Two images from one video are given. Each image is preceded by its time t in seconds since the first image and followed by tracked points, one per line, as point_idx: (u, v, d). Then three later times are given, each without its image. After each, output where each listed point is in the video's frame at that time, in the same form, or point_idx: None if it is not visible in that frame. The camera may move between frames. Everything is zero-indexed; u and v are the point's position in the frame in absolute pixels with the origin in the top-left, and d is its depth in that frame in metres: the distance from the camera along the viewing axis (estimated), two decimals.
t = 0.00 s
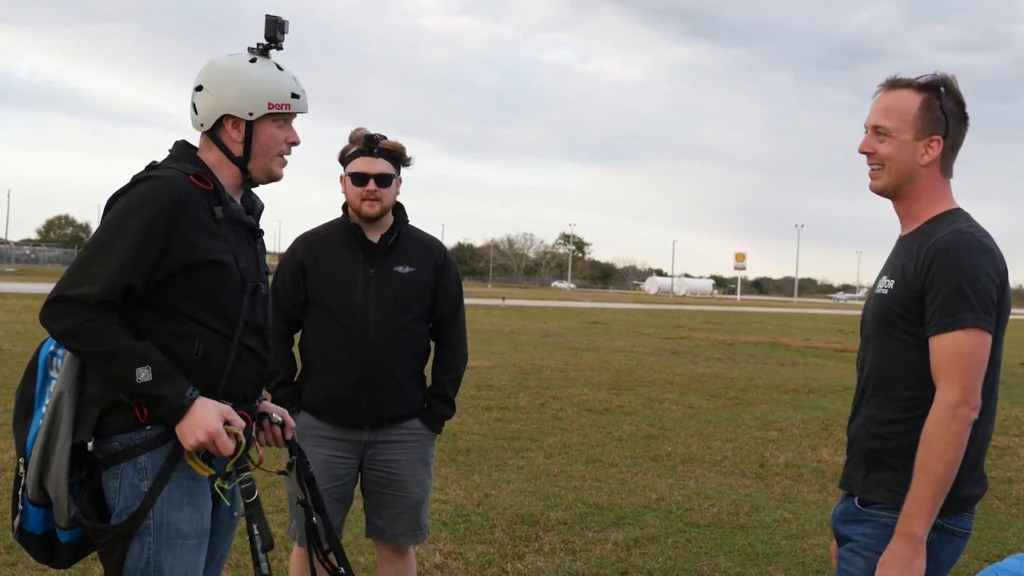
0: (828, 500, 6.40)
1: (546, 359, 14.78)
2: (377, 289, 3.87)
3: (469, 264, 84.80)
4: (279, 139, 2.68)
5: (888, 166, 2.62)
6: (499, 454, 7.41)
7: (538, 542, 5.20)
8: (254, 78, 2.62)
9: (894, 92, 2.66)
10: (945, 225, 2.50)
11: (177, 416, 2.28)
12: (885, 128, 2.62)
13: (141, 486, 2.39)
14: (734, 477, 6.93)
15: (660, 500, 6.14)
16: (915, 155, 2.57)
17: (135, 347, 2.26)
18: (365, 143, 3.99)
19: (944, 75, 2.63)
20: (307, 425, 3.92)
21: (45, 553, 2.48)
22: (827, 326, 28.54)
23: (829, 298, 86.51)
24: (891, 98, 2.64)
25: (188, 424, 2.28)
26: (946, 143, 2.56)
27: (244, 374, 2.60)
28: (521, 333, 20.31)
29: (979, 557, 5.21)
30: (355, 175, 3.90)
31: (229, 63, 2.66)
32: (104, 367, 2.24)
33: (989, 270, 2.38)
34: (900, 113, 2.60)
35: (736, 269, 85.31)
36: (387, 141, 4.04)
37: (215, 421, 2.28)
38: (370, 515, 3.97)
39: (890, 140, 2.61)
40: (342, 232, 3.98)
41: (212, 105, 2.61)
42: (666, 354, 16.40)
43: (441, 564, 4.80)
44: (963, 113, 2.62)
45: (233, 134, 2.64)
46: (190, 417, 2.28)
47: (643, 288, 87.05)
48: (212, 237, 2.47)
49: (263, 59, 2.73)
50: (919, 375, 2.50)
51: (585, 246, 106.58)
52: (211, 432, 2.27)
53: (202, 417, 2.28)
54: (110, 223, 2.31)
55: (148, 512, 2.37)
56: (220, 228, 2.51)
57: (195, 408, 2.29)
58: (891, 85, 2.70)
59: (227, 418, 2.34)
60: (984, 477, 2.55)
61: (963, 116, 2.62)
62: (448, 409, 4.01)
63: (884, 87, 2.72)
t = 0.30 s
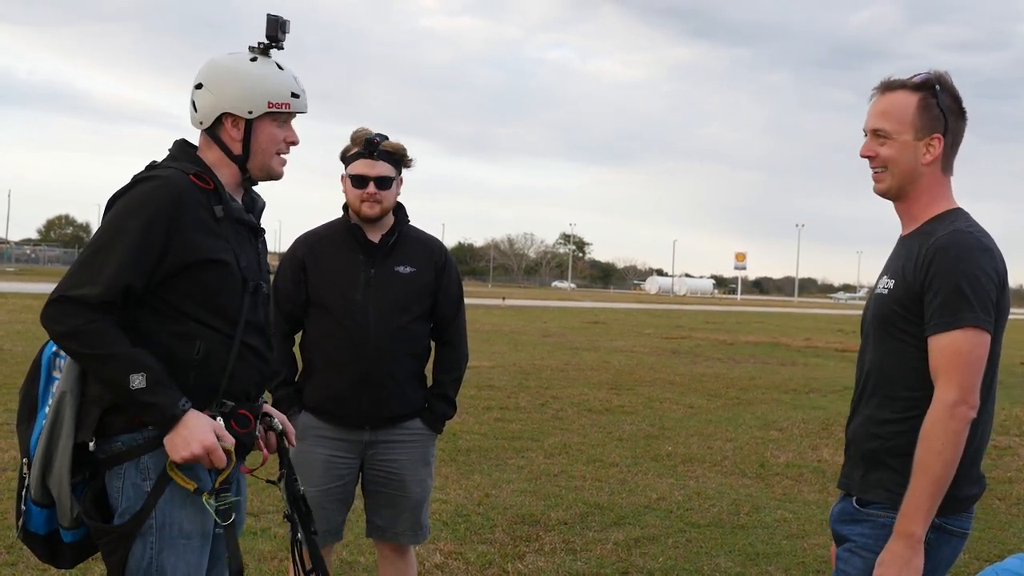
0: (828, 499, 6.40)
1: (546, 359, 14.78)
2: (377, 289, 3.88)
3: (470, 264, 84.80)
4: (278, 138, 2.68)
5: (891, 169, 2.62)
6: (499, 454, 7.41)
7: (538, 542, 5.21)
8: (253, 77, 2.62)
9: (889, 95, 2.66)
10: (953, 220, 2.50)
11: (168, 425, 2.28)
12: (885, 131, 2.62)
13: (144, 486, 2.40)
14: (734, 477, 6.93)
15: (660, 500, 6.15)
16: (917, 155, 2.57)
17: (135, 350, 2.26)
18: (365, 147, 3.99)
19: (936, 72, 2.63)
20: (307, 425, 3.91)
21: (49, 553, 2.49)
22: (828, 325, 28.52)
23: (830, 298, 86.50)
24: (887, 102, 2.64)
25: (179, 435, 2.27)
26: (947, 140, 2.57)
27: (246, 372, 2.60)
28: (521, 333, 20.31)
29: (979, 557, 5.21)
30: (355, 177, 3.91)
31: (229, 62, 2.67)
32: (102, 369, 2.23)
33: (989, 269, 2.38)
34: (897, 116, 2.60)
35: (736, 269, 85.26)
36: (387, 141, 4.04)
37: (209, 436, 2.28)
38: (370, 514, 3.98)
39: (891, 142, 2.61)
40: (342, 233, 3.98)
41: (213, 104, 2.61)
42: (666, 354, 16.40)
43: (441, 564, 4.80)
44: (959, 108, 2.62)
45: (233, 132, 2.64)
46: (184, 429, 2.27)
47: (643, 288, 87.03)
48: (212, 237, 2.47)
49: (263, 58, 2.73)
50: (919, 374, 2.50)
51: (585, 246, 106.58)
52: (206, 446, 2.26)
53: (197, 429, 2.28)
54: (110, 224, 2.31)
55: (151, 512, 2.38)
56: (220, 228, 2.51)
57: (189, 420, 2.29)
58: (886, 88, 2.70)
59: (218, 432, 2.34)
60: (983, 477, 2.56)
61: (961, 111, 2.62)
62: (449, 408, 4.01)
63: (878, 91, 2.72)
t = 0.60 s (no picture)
0: (830, 500, 6.40)
1: (548, 359, 14.77)
2: (380, 289, 3.88)
3: (471, 264, 84.80)
4: (275, 134, 2.69)
5: (891, 168, 2.62)
6: (500, 454, 7.41)
7: (539, 542, 5.20)
8: (249, 71, 2.62)
9: (894, 94, 2.66)
10: (951, 221, 2.50)
11: (174, 428, 2.26)
12: (887, 129, 2.62)
13: (152, 483, 2.40)
14: (735, 478, 6.92)
15: (661, 500, 6.15)
16: (919, 155, 2.57)
17: (141, 355, 2.26)
18: (370, 147, 3.98)
19: (943, 74, 2.63)
20: (310, 425, 3.91)
21: (48, 551, 2.47)
22: (830, 326, 28.48)
23: (831, 298, 86.46)
24: (891, 100, 2.64)
25: (187, 439, 2.25)
26: (948, 142, 2.57)
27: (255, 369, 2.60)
28: (523, 333, 20.31)
29: (981, 558, 5.21)
30: (357, 178, 3.92)
31: (223, 55, 2.66)
32: (105, 375, 2.23)
33: (991, 268, 2.38)
34: (900, 116, 2.60)
35: (738, 270, 85.20)
36: (391, 142, 4.04)
37: (218, 432, 2.25)
38: (371, 514, 3.98)
39: (893, 141, 2.61)
40: (345, 232, 3.99)
41: (208, 98, 2.60)
42: (667, 354, 16.38)
43: (442, 564, 4.80)
44: (963, 112, 2.61)
45: (230, 126, 2.64)
46: (191, 433, 2.25)
47: (644, 288, 87.01)
48: (215, 236, 2.47)
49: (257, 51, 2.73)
50: (921, 375, 2.50)
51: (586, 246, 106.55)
52: (216, 445, 2.24)
53: (205, 428, 2.25)
54: (111, 230, 2.32)
55: (160, 509, 2.38)
56: (223, 227, 2.51)
57: (193, 421, 2.26)
58: (890, 87, 2.69)
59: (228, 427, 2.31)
60: (985, 478, 2.56)
61: (964, 115, 2.62)
62: (451, 408, 4.02)
63: (883, 89, 2.72)
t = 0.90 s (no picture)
0: (830, 501, 6.40)
1: (548, 359, 14.77)
2: (381, 289, 3.88)
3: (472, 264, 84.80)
4: (269, 130, 2.70)
5: (895, 169, 2.62)
6: (500, 454, 7.41)
7: (540, 543, 5.20)
8: (240, 66, 2.62)
9: (897, 95, 2.66)
10: (958, 220, 2.50)
11: (192, 414, 2.27)
12: (891, 130, 2.62)
13: (146, 493, 2.40)
14: (736, 478, 6.93)
15: (661, 500, 6.15)
16: (923, 156, 2.58)
17: (144, 348, 2.26)
18: (370, 147, 3.98)
19: (945, 74, 2.63)
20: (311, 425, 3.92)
21: (47, 563, 2.49)
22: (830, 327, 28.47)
23: (832, 299, 86.46)
24: (894, 101, 2.64)
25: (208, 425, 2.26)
26: (952, 142, 2.57)
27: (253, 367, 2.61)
28: (524, 333, 20.31)
29: (981, 559, 5.21)
30: (359, 178, 3.91)
31: (213, 51, 2.66)
32: (109, 370, 2.22)
33: (993, 268, 2.38)
34: (904, 116, 2.60)
35: (738, 270, 85.22)
36: (392, 142, 4.05)
37: (236, 410, 2.26)
38: (371, 515, 3.99)
39: (896, 142, 2.61)
40: (347, 233, 3.99)
41: (200, 96, 2.60)
42: (668, 355, 16.38)
43: (443, 564, 4.80)
44: (966, 111, 2.62)
45: (223, 124, 2.65)
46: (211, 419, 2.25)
47: (645, 288, 87.03)
48: (213, 231, 2.47)
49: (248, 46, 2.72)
50: (921, 374, 2.51)
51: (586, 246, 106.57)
52: (236, 424, 2.25)
53: (223, 410, 2.26)
54: (112, 222, 2.32)
55: (153, 521, 2.38)
56: (220, 223, 2.51)
57: (211, 406, 2.26)
58: (894, 87, 2.70)
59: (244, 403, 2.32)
60: (987, 480, 2.55)
61: (967, 115, 2.62)
62: (452, 409, 4.01)
63: (886, 90, 2.72)
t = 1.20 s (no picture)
0: (829, 502, 6.41)
1: (547, 361, 14.79)
2: (381, 290, 3.89)
3: (470, 266, 84.80)
4: (274, 140, 2.71)
5: (896, 171, 2.63)
6: (500, 456, 7.42)
7: (539, 544, 5.21)
8: (250, 75, 2.63)
9: (896, 97, 2.67)
10: (960, 220, 2.51)
11: (192, 406, 2.24)
12: (891, 132, 2.63)
13: (148, 499, 2.41)
14: (735, 480, 6.93)
15: (661, 502, 6.16)
16: (923, 157, 2.58)
17: (146, 342, 2.25)
18: (365, 144, 4.01)
19: (943, 74, 2.64)
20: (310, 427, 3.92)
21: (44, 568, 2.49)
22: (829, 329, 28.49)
23: (831, 300, 86.49)
24: (893, 104, 2.65)
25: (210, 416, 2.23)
26: (953, 143, 2.58)
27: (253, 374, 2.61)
28: (523, 335, 20.33)
29: (979, 560, 5.22)
30: (357, 177, 3.92)
31: (222, 58, 2.66)
32: (111, 367, 2.22)
33: (992, 269, 2.38)
34: (904, 118, 2.61)
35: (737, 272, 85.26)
36: (388, 141, 4.06)
37: (236, 398, 2.24)
38: (370, 516, 3.99)
39: (897, 144, 2.62)
40: (347, 235, 4.00)
41: (208, 102, 2.60)
42: (667, 357, 16.39)
43: (442, 566, 4.81)
44: (966, 112, 2.63)
45: (229, 131, 2.65)
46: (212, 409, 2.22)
47: (644, 290, 87.08)
48: (218, 236, 2.48)
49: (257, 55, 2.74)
50: (920, 374, 2.51)
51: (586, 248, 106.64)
52: (238, 411, 2.23)
53: (222, 399, 2.23)
54: (119, 221, 2.33)
55: (157, 526, 2.39)
56: (224, 228, 2.52)
57: (211, 397, 2.24)
58: (892, 90, 2.70)
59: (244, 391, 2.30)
60: (987, 481, 2.56)
61: (967, 115, 2.63)
62: (451, 411, 4.02)
63: (885, 92, 2.73)
